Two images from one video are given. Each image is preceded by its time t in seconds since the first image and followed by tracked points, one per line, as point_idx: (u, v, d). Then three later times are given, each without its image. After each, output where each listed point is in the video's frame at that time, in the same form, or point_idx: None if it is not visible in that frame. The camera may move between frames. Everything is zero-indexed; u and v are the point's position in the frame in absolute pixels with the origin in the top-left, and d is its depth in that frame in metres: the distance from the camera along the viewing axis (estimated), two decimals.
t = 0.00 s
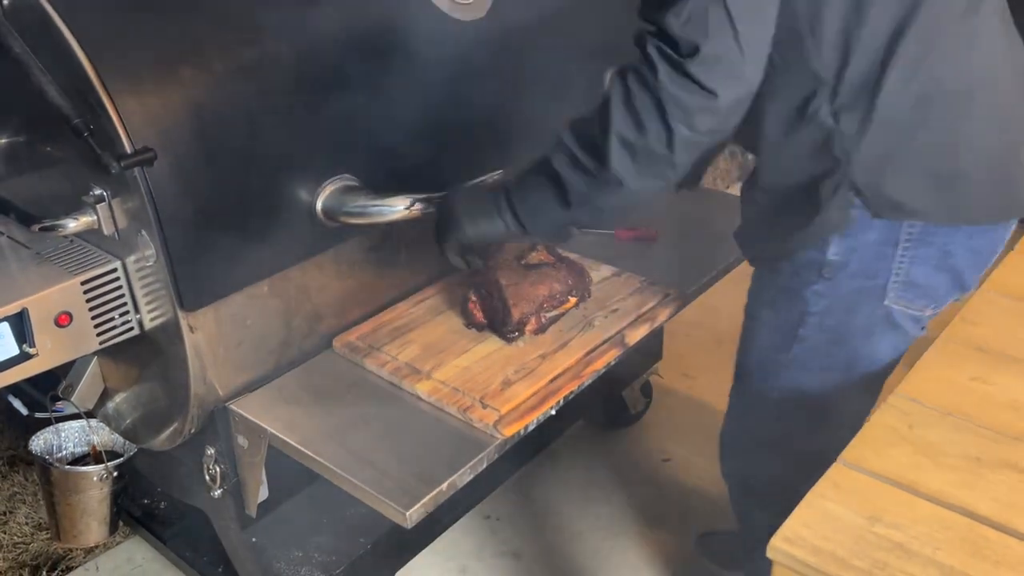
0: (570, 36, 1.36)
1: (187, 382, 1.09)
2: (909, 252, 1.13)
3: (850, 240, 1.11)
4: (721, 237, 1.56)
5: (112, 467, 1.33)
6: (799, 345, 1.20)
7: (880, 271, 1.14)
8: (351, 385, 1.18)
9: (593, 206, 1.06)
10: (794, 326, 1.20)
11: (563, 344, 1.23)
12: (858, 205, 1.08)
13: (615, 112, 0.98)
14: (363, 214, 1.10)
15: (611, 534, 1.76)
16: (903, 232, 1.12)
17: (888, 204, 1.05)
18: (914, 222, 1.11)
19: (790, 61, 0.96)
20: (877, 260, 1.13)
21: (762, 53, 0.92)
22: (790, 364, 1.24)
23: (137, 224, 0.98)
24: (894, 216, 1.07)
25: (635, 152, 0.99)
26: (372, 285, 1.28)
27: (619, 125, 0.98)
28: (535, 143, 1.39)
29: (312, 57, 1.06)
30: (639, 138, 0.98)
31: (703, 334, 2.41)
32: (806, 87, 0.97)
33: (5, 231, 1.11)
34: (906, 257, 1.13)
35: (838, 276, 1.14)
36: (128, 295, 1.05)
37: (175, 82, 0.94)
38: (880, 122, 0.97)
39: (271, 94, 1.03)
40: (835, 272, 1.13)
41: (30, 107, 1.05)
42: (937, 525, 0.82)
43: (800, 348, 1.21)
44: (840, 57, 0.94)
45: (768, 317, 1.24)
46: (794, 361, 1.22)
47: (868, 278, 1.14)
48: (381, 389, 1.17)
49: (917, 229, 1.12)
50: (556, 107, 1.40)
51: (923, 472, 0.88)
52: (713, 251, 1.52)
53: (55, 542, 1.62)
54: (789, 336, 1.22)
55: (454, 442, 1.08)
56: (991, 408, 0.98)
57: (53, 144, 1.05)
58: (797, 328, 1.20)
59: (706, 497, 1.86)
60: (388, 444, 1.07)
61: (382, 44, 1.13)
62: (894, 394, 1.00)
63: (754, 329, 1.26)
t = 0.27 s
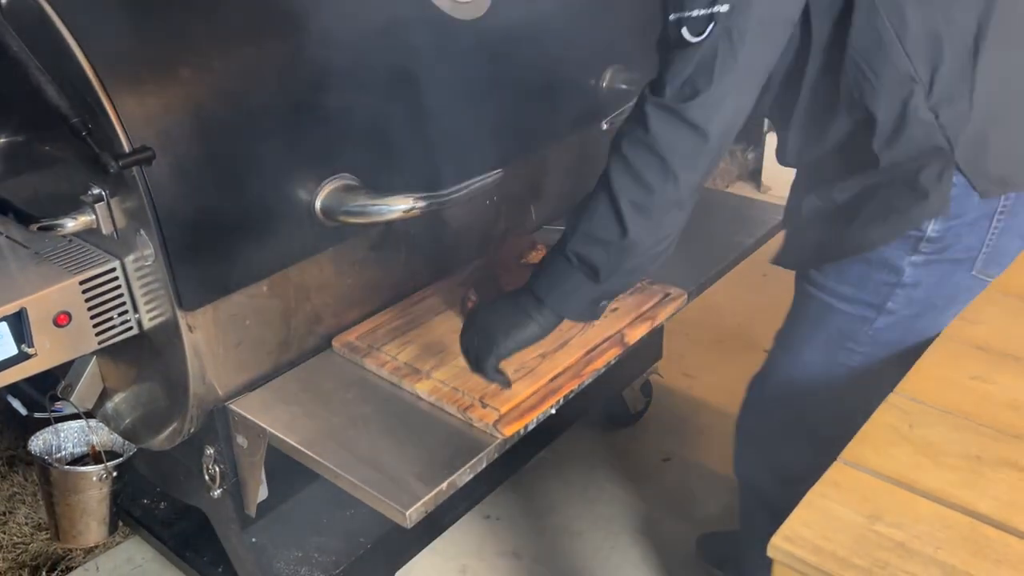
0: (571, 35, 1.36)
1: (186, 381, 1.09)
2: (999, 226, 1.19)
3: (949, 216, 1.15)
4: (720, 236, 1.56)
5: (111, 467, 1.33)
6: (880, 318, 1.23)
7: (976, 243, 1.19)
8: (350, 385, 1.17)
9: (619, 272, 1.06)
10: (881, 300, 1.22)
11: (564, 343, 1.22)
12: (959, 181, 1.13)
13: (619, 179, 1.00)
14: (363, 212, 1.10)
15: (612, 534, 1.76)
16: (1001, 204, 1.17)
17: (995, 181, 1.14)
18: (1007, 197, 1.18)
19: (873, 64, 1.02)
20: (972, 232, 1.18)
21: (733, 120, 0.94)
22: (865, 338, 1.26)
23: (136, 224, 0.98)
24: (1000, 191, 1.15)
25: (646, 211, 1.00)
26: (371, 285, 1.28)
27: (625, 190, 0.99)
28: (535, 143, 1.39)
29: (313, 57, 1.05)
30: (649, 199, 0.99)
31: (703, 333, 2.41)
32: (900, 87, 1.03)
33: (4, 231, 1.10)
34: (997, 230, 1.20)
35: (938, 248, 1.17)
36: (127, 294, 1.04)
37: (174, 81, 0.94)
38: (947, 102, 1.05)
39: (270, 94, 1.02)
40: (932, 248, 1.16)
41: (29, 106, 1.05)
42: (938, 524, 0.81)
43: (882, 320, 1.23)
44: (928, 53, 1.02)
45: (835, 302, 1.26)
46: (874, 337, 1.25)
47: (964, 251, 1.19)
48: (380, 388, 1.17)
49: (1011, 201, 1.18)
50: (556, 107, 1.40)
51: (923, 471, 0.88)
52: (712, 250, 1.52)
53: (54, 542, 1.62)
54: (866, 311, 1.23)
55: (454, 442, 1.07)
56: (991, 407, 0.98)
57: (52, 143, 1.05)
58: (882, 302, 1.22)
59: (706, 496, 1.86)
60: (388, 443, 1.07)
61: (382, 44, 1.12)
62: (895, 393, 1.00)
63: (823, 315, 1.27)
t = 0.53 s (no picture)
0: (570, 32, 1.36)
1: (185, 380, 1.09)
2: (1006, 218, 1.18)
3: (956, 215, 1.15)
4: (720, 234, 1.56)
5: (111, 467, 1.33)
6: (896, 316, 1.23)
7: (984, 238, 1.19)
8: (350, 383, 1.17)
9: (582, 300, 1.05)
10: (897, 299, 1.22)
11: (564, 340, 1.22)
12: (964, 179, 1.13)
13: (580, 212, 1.00)
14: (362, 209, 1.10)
15: (612, 532, 1.76)
16: (1006, 199, 1.17)
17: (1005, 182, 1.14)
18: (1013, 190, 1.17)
19: (875, 79, 1.03)
20: (979, 226, 1.18)
21: (689, 160, 0.95)
22: (883, 335, 1.25)
23: (135, 222, 0.98)
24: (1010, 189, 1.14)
25: (604, 241, 1.00)
26: (370, 283, 1.28)
27: (585, 222, 1.00)
28: (535, 141, 1.39)
29: (311, 55, 1.05)
30: (608, 229, 0.99)
31: (702, 331, 2.41)
32: (901, 102, 1.04)
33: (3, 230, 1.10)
34: (1005, 222, 1.19)
35: (947, 247, 1.17)
36: (126, 293, 1.04)
37: (173, 79, 0.93)
38: (952, 112, 1.06)
39: (269, 92, 1.02)
40: (941, 246, 1.16)
41: (27, 105, 1.05)
42: (938, 521, 0.81)
43: (898, 318, 1.23)
44: (928, 67, 1.03)
45: (849, 303, 1.26)
46: (890, 334, 1.25)
47: (973, 246, 1.19)
48: (379, 387, 1.17)
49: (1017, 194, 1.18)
50: (555, 105, 1.40)
51: (923, 467, 0.88)
52: (711, 249, 1.51)
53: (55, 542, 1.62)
54: (881, 309, 1.23)
55: (454, 440, 1.07)
56: (991, 404, 0.98)
57: (50, 142, 1.05)
58: (897, 302, 1.22)
59: (706, 494, 1.85)
60: (387, 441, 1.07)
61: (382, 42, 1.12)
62: (895, 390, 1.00)
63: (836, 316, 1.27)
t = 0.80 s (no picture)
0: (569, 31, 1.36)
1: (184, 380, 1.08)
2: (1005, 220, 1.20)
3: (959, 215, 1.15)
4: (719, 233, 1.56)
5: (110, 467, 1.33)
6: (896, 319, 1.22)
7: (984, 240, 1.19)
8: (349, 382, 1.17)
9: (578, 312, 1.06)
10: (898, 301, 1.21)
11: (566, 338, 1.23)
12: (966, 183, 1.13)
13: (574, 232, 1.00)
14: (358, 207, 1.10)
15: (612, 531, 1.75)
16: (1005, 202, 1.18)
17: (1004, 182, 1.15)
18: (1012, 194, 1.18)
19: (872, 93, 1.03)
20: (979, 229, 1.18)
21: (684, 182, 0.95)
22: (883, 338, 1.25)
23: (132, 222, 0.97)
24: (1009, 192, 1.15)
25: (599, 262, 1.00)
26: (369, 282, 1.28)
27: (579, 243, 1.00)
28: (533, 139, 1.39)
29: (309, 54, 1.05)
30: (602, 251, 0.99)
31: (702, 330, 2.40)
32: (898, 113, 1.05)
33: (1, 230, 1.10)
34: (1005, 224, 1.20)
35: (949, 248, 1.17)
36: (124, 293, 1.04)
37: (170, 79, 0.93)
38: (949, 118, 1.07)
39: (267, 92, 1.02)
40: (943, 248, 1.16)
41: (25, 106, 1.04)
42: (939, 518, 0.81)
43: (898, 321, 1.23)
44: (924, 81, 1.03)
45: (850, 306, 1.25)
46: (889, 337, 1.25)
47: (973, 248, 1.19)
48: (378, 386, 1.17)
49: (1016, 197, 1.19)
50: (553, 104, 1.40)
51: (923, 465, 0.88)
52: (710, 247, 1.51)
53: (54, 543, 1.62)
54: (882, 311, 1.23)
55: (453, 439, 1.07)
56: (991, 401, 0.98)
57: (47, 142, 1.05)
58: (898, 305, 1.21)
59: (706, 493, 1.85)
60: (386, 441, 1.06)
61: (380, 41, 1.12)
62: (894, 388, 1.00)
63: (836, 319, 1.26)
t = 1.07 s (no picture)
0: (565, 30, 1.35)
1: (181, 381, 1.08)
2: (1004, 220, 1.20)
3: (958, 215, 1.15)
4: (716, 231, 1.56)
5: (107, 468, 1.32)
6: (893, 319, 1.22)
7: (982, 240, 1.20)
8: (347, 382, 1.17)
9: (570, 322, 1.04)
10: (895, 302, 1.21)
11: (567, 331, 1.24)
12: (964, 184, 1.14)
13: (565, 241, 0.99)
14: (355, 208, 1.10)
15: (610, 530, 1.75)
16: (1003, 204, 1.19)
17: (1001, 183, 1.15)
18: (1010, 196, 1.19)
19: (869, 95, 1.04)
20: (977, 230, 1.18)
21: (680, 190, 0.94)
22: (880, 338, 1.25)
23: (129, 222, 0.97)
24: (1006, 193, 1.16)
25: (592, 272, 0.98)
26: (366, 282, 1.28)
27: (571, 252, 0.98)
28: (529, 138, 1.39)
29: (305, 54, 1.05)
30: (595, 260, 0.98)
31: (699, 329, 2.40)
32: (895, 116, 1.05)
33: None
34: (1003, 224, 1.20)
35: (947, 248, 1.17)
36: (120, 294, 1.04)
37: (165, 79, 0.93)
38: (947, 121, 1.07)
39: (263, 91, 1.02)
40: (940, 248, 1.16)
41: (20, 106, 1.04)
42: (937, 516, 0.81)
43: (895, 321, 1.23)
44: (922, 82, 1.03)
45: (847, 306, 1.25)
46: (887, 337, 1.25)
47: (971, 248, 1.19)
48: (376, 386, 1.17)
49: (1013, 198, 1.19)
50: (550, 103, 1.39)
51: (921, 462, 0.88)
52: (707, 246, 1.51)
53: (52, 544, 1.61)
54: (879, 312, 1.22)
55: (451, 438, 1.07)
56: (988, 398, 0.98)
57: (43, 143, 1.05)
58: (895, 305, 1.21)
59: (704, 491, 1.85)
60: (384, 440, 1.06)
61: (376, 40, 1.12)
62: (892, 385, 1.00)
63: (833, 320, 1.27)
